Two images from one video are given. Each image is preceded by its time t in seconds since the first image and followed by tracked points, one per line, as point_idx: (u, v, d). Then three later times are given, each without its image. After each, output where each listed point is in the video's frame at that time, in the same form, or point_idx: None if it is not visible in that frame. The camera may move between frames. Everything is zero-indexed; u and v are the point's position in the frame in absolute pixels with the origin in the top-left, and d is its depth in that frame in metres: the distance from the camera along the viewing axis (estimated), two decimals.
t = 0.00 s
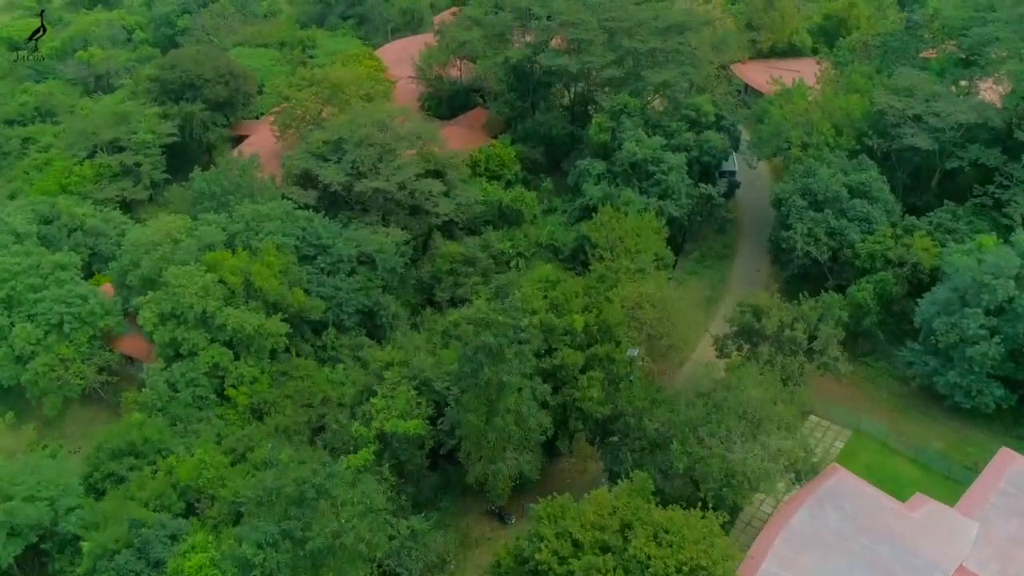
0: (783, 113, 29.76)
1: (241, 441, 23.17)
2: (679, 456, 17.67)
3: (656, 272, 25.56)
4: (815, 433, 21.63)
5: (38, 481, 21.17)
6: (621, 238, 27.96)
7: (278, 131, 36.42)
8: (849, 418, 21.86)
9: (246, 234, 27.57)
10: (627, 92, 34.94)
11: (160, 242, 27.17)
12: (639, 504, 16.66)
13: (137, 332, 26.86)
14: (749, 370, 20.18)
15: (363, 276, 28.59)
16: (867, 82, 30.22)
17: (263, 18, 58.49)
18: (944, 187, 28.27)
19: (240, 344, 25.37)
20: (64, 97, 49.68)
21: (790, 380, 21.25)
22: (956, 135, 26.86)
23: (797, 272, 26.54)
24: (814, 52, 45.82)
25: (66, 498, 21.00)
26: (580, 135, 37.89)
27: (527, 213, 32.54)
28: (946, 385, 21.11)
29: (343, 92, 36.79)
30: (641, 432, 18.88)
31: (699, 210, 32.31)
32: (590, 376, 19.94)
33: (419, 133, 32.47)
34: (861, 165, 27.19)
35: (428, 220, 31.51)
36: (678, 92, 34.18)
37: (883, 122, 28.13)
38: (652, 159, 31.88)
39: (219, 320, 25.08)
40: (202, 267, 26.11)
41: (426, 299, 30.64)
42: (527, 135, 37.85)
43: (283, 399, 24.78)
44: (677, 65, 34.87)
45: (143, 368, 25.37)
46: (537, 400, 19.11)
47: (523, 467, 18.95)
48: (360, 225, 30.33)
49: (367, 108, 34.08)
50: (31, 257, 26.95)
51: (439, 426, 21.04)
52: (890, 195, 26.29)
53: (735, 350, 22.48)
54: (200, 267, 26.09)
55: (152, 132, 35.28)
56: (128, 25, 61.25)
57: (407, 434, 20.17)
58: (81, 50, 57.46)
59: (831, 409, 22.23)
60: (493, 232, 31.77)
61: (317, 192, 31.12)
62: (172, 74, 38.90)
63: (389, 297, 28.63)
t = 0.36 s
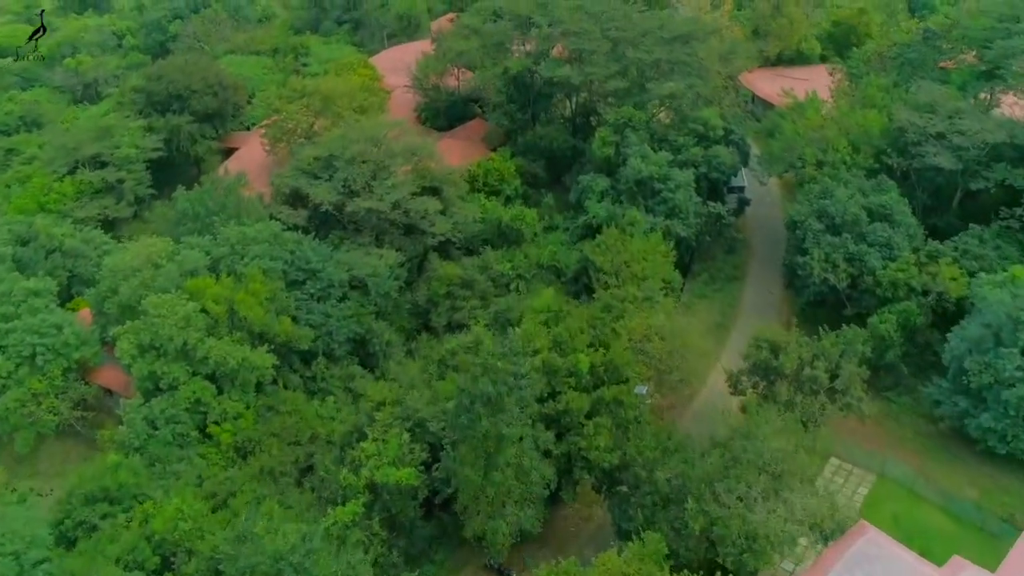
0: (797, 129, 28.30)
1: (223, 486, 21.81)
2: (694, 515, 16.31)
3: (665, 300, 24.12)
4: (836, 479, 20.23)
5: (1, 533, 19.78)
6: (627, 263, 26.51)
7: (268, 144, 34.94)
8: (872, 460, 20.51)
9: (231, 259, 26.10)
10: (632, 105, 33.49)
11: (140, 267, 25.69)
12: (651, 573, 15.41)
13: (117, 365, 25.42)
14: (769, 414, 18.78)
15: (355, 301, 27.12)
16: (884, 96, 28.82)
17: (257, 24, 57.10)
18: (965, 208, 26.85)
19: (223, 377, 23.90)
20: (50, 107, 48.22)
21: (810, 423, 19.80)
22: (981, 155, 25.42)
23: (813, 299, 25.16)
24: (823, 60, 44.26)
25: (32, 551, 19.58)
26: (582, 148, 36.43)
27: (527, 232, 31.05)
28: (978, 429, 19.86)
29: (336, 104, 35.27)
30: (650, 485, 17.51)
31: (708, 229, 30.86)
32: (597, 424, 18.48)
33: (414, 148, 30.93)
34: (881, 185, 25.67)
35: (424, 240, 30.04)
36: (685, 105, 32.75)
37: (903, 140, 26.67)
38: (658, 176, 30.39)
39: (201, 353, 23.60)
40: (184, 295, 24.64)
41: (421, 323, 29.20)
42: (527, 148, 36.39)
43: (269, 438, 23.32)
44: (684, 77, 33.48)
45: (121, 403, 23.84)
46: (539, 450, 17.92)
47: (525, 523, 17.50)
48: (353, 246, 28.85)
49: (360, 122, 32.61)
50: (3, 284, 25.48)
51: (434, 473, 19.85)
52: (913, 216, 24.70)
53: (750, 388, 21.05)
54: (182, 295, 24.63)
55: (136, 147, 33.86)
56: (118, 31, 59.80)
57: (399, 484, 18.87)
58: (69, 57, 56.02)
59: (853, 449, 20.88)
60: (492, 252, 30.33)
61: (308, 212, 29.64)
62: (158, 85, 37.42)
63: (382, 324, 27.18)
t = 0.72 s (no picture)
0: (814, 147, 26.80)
1: (202, 538, 20.53)
2: None
3: (675, 334, 22.67)
4: (864, 533, 19.06)
5: None
6: (634, 291, 25.01)
7: (257, 159, 33.43)
8: (902, 512, 19.43)
9: (214, 287, 24.58)
10: (638, 119, 32.00)
11: (117, 297, 24.28)
12: None
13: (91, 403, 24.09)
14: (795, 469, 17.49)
15: (347, 330, 25.58)
16: (905, 113, 27.35)
17: (249, 31, 55.51)
18: (994, 233, 25.38)
19: (204, 416, 22.35)
20: (35, 115, 46.64)
21: (835, 473, 18.36)
22: (1011, 178, 23.96)
23: (831, 331, 23.77)
24: (833, 69, 42.72)
25: None
26: (585, 163, 34.98)
27: (528, 255, 29.61)
28: (1017, 481, 18.70)
29: (328, 118, 33.63)
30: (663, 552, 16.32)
31: (717, 251, 29.38)
32: (605, 481, 17.38)
33: (410, 165, 29.30)
34: (905, 210, 24.22)
35: (420, 263, 28.56)
36: (693, 120, 31.23)
37: (927, 160, 25.16)
38: (667, 196, 28.83)
39: (180, 392, 22.11)
40: (163, 328, 23.09)
41: (416, 350, 27.74)
42: (528, 163, 34.95)
43: (253, 482, 21.95)
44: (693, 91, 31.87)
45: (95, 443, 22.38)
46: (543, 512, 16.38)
47: None
48: (344, 270, 27.34)
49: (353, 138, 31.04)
50: None
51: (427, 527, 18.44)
52: (940, 245, 23.32)
53: (768, 433, 19.73)
54: (160, 328, 23.08)
55: (119, 163, 32.39)
56: (108, 36, 58.20)
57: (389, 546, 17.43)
58: (57, 64, 54.46)
59: (882, 499, 19.77)
60: (491, 275, 28.83)
61: (297, 233, 28.14)
62: (143, 97, 35.87)
63: (375, 354, 25.71)
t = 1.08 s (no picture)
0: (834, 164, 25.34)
1: None
2: None
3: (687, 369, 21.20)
4: None
5: None
6: (643, 321, 23.64)
7: (246, 175, 32.00)
8: (934, 568, 18.46)
9: (196, 317, 23.06)
10: (644, 134, 30.56)
11: (92, 328, 22.88)
12: None
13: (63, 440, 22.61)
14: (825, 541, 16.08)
15: (337, 362, 24.13)
16: (928, 132, 25.92)
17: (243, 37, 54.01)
18: None
19: (184, 458, 20.86)
20: (19, 125, 45.15)
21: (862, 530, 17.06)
22: None
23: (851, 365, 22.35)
24: (844, 77, 41.23)
25: None
26: (589, 178, 33.54)
27: (529, 278, 28.18)
28: None
29: (321, 132, 31.93)
30: None
31: (729, 274, 27.78)
32: (616, 546, 17.06)
33: (404, 185, 27.89)
34: (931, 236, 22.83)
35: (416, 287, 27.05)
36: (703, 135, 29.77)
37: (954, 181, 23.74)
38: (676, 216, 27.35)
39: (157, 433, 20.67)
40: (141, 363, 21.64)
41: (411, 379, 26.27)
42: (529, 177, 33.50)
43: (235, 530, 20.70)
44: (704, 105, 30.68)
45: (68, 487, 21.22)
46: None
47: None
48: (336, 297, 25.89)
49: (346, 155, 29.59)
50: None
51: None
52: (968, 273, 21.90)
53: (790, 481, 18.26)
54: (137, 363, 21.61)
55: (100, 180, 30.95)
56: (98, 42, 56.68)
57: None
58: (45, 71, 52.97)
59: (915, 556, 18.72)
60: (491, 299, 27.32)
61: (287, 257, 26.74)
62: (128, 109, 34.45)
63: (367, 387, 24.26)
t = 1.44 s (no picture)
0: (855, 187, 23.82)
1: None
2: None
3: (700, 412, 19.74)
4: None
5: None
6: (653, 355, 22.19)
7: (234, 193, 30.53)
8: None
9: (174, 352, 21.41)
10: (651, 150, 29.08)
11: (64, 366, 21.40)
12: None
13: (30, 483, 20.82)
14: None
15: (326, 399, 22.52)
16: (955, 152, 24.46)
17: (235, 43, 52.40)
18: None
19: (160, 508, 19.44)
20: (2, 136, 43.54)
21: None
22: None
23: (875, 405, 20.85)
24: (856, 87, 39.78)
25: None
26: (593, 195, 32.06)
27: (531, 304, 26.71)
28: None
29: (313, 147, 30.30)
30: None
31: (741, 300, 26.02)
32: None
33: (399, 206, 26.37)
34: (960, 266, 21.52)
35: (411, 315, 25.49)
36: (715, 152, 28.27)
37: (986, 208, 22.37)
38: (686, 239, 25.86)
39: (131, 482, 19.21)
40: (115, 404, 20.13)
41: (406, 413, 24.79)
42: (530, 194, 32.00)
43: None
44: (714, 119, 29.14)
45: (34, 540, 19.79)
46: None
47: None
48: (326, 326, 24.36)
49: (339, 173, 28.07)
50: None
51: None
52: (1001, 305, 20.50)
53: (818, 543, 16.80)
54: (110, 405, 20.04)
55: (79, 200, 29.36)
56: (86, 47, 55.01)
57: None
58: (32, 78, 51.33)
59: None
60: (490, 327, 25.80)
61: (274, 283, 25.29)
62: (112, 123, 32.98)
63: (358, 424, 22.74)
